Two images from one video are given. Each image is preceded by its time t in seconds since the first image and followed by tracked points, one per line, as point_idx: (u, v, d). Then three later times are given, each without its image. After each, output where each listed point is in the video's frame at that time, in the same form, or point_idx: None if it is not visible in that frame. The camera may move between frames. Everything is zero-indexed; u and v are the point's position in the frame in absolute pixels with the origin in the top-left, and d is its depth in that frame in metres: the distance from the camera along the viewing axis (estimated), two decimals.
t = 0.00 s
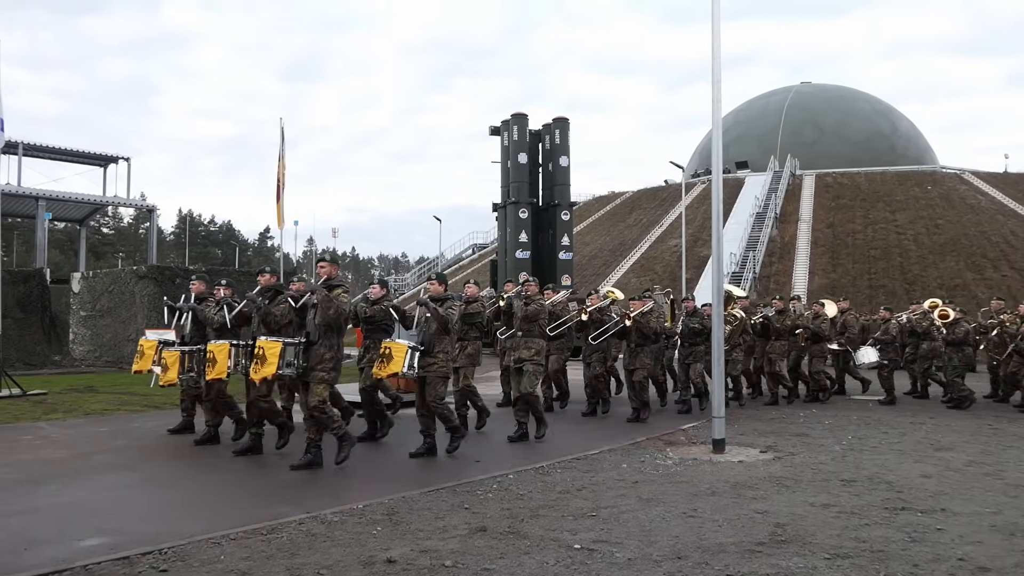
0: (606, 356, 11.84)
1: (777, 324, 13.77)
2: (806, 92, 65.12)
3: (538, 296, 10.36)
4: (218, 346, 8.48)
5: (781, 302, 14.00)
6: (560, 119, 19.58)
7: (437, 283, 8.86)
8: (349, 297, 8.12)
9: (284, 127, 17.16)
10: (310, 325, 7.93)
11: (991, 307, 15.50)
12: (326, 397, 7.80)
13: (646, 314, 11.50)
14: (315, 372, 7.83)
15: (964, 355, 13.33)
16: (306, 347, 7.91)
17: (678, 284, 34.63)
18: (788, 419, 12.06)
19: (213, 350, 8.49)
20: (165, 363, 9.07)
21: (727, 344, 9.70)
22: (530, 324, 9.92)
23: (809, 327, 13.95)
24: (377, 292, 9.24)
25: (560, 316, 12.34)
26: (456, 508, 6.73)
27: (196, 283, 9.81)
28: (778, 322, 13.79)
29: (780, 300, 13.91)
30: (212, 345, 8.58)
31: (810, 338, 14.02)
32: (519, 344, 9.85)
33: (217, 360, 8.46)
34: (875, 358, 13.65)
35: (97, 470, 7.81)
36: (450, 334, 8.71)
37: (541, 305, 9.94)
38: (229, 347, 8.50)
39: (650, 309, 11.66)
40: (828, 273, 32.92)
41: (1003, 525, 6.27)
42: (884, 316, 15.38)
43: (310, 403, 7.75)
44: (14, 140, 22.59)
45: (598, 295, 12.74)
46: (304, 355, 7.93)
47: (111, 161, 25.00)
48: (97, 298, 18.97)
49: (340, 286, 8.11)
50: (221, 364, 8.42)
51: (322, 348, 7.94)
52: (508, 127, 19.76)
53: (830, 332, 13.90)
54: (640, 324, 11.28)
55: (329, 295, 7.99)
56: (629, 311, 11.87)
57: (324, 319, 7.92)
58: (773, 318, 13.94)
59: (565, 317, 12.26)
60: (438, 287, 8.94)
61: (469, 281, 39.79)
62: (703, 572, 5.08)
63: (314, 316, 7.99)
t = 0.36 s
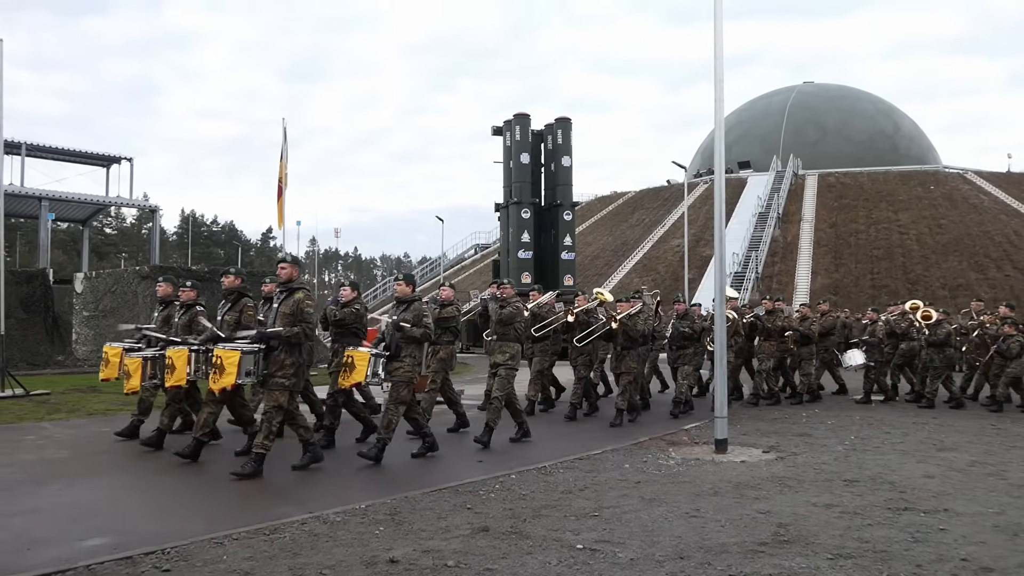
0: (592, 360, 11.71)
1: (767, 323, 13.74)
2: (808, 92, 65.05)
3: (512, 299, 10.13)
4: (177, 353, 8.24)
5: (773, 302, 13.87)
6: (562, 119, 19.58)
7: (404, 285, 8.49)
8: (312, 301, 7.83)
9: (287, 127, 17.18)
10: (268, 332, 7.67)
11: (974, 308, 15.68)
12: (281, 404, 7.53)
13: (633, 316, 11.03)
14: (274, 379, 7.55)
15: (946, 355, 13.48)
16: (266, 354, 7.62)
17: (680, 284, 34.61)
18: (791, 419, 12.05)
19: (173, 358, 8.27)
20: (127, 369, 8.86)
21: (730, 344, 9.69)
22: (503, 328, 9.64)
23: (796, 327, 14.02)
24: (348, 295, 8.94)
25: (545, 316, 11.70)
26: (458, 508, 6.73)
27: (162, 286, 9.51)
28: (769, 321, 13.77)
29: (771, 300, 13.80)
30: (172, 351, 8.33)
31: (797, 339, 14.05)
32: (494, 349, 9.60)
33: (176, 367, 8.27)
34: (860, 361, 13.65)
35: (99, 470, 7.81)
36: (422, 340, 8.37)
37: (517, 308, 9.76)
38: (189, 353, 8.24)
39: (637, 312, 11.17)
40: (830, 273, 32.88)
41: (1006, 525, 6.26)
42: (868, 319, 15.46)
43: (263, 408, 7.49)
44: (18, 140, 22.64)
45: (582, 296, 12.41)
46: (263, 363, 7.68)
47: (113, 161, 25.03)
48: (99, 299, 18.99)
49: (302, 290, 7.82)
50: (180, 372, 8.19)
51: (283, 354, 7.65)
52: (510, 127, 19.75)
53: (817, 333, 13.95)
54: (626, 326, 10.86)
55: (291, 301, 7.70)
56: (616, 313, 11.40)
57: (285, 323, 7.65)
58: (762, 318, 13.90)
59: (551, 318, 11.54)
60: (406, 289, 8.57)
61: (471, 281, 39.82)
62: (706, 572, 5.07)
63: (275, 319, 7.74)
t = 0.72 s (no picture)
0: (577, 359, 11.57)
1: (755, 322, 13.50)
2: (811, 91, 64.98)
3: (485, 293, 9.88)
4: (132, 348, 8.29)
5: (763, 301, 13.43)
6: (564, 119, 19.62)
7: (367, 280, 8.56)
8: (270, 295, 7.70)
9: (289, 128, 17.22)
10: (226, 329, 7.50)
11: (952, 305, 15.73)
12: (258, 404, 7.48)
13: (618, 314, 10.65)
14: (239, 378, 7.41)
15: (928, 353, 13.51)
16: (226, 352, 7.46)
17: (682, 283, 34.58)
18: (793, 419, 12.03)
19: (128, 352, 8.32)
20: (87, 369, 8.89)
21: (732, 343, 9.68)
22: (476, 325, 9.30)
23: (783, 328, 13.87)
24: (316, 291, 9.20)
25: (527, 315, 11.93)
26: (460, 508, 6.73)
27: (124, 281, 9.28)
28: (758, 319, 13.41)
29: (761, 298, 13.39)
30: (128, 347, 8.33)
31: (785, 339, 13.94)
32: (467, 347, 9.28)
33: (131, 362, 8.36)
34: (852, 361, 13.57)
35: (100, 470, 7.81)
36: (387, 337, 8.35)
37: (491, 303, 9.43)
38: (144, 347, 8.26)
39: (624, 309, 10.81)
40: (832, 273, 32.84)
41: (1008, 525, 6.26)
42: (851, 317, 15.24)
43: (243, 409, 7.46)
44: (20, 141, 22.67)
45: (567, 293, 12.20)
46: (223, 361, 7.41)
47: (115, 161, 25.04)
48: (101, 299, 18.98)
49: (260, 284, 7.70)
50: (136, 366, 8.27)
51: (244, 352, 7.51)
52: (512, 127, 19.78)
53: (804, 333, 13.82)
54: (612, 325, 10.52)
55: (248, 296, 7.59)
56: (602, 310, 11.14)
57: (242, 321, 7.51)
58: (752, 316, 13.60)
59: (533, 316, 11.87)
60: (368, 283, 8.62)
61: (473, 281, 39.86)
62: (708, 571, 5.07)
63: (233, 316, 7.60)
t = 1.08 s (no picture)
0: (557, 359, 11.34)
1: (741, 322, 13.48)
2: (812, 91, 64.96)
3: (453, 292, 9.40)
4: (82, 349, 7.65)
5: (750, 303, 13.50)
6: (566, 119, 19.62)
7: (327, 279, 8.12)
8: (223, 296, 7.31)
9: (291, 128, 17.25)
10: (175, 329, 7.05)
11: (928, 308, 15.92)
12: (204, 408, 7.01)
13: (598, 314, 10.48)
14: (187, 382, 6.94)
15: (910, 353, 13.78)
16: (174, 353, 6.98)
17: (683, 283, 34.59)
18: (795, 419, 12.01)
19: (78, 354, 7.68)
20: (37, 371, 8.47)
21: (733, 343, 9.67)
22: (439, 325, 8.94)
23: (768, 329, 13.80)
24: (277, 289, 9.07)
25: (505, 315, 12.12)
26: (461, 508, 6.73)
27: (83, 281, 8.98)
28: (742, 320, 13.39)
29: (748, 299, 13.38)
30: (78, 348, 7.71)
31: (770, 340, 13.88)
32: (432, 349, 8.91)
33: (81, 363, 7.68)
34: (834, 357, 13.53)
35: (101, 469, 7.81)
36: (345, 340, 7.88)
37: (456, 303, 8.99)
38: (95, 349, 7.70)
39: (603, 309, 10.63)
40: (834, 273, 32.83)
41: (1010, 525, 6.25)
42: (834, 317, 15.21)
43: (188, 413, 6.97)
44: (22, 141, 22.71)
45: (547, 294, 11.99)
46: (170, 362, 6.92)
47: (117, 161, 25.09)
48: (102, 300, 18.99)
49: (212, 284, 7.29)
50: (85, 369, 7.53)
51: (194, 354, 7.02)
52: (513, 127, 19.79)
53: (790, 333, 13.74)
54: (590, 324, 10.36)
55: (199, 296, 7.18)
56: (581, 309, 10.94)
57: (191, 323, 7.10)
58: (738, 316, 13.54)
59: (510, 317, 12.01)
60: (329, 282, 8.18)
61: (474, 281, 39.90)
62: (710, 572, 5.07)
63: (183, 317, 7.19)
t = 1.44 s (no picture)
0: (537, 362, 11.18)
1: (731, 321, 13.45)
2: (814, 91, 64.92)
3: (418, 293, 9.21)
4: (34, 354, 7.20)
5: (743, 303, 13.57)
6: (567, 119, 19.62)
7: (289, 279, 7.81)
8: (179, 295, 6.92)
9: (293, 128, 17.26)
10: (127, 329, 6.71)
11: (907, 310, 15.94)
12: (144, 411, 6.63)
13: (578, 316, 10.43)
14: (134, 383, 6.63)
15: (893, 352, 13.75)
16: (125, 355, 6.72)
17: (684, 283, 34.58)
18: (796, 419, 11.98)
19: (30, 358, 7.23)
20: None
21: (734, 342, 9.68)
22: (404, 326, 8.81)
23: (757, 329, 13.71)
24: (242, 291, 9.20)
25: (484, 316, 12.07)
26: (462, 507, 6.72)
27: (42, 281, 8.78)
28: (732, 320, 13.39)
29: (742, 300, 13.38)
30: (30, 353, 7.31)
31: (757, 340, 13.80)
32: (398, 351, 8.65)
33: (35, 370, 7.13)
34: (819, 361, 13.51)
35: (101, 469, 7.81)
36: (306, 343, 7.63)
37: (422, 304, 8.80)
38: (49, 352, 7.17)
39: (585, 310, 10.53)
40: (835, 272, 32.80)
41: (1012, 525, 6.24)
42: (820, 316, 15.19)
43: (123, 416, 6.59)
44: (23, 140, 22.73)
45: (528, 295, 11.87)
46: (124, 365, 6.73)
47: (119, 161, 25.12)
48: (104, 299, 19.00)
49: (167, 283, 6.89)
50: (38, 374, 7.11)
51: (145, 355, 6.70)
52: (514, 127, 19.80)
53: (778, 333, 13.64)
54: (570, 326, 10.36)
55: (153, 295, 6.77)
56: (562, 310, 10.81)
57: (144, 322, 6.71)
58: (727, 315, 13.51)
59: (489, 318, 12.04)
60: (291, 282, 7.89)
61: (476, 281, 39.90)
62: (712, 571, 5.06)
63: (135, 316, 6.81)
